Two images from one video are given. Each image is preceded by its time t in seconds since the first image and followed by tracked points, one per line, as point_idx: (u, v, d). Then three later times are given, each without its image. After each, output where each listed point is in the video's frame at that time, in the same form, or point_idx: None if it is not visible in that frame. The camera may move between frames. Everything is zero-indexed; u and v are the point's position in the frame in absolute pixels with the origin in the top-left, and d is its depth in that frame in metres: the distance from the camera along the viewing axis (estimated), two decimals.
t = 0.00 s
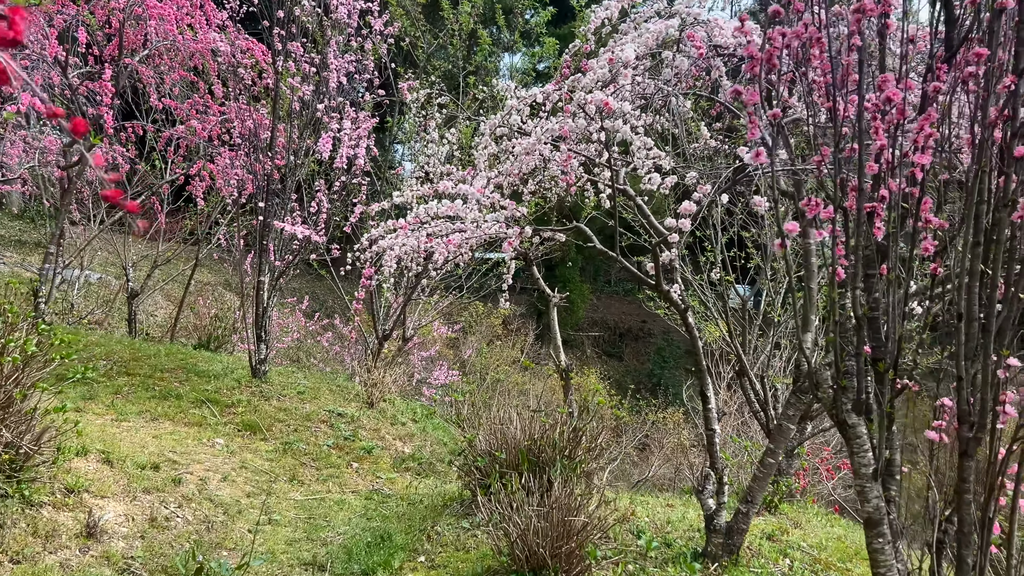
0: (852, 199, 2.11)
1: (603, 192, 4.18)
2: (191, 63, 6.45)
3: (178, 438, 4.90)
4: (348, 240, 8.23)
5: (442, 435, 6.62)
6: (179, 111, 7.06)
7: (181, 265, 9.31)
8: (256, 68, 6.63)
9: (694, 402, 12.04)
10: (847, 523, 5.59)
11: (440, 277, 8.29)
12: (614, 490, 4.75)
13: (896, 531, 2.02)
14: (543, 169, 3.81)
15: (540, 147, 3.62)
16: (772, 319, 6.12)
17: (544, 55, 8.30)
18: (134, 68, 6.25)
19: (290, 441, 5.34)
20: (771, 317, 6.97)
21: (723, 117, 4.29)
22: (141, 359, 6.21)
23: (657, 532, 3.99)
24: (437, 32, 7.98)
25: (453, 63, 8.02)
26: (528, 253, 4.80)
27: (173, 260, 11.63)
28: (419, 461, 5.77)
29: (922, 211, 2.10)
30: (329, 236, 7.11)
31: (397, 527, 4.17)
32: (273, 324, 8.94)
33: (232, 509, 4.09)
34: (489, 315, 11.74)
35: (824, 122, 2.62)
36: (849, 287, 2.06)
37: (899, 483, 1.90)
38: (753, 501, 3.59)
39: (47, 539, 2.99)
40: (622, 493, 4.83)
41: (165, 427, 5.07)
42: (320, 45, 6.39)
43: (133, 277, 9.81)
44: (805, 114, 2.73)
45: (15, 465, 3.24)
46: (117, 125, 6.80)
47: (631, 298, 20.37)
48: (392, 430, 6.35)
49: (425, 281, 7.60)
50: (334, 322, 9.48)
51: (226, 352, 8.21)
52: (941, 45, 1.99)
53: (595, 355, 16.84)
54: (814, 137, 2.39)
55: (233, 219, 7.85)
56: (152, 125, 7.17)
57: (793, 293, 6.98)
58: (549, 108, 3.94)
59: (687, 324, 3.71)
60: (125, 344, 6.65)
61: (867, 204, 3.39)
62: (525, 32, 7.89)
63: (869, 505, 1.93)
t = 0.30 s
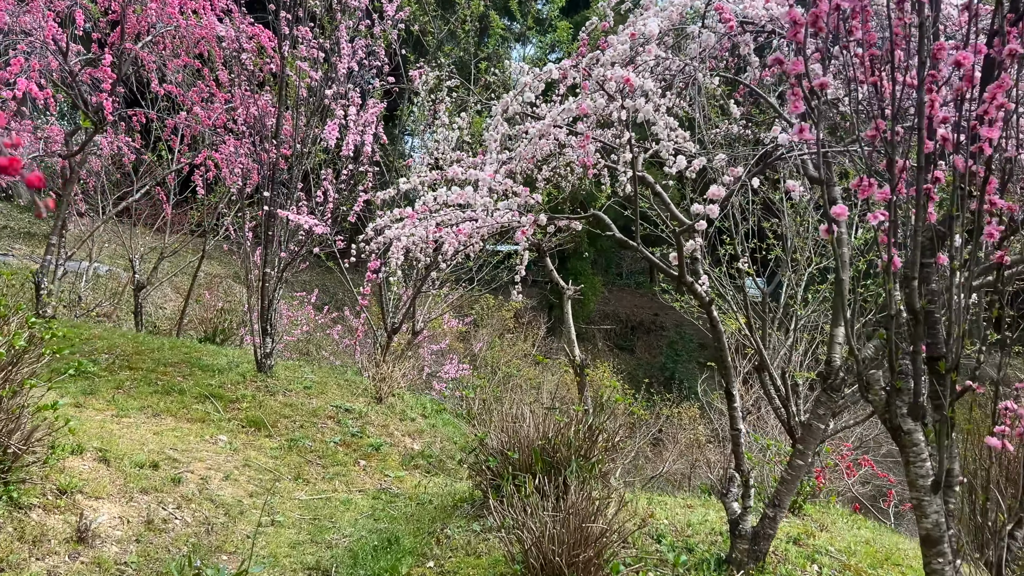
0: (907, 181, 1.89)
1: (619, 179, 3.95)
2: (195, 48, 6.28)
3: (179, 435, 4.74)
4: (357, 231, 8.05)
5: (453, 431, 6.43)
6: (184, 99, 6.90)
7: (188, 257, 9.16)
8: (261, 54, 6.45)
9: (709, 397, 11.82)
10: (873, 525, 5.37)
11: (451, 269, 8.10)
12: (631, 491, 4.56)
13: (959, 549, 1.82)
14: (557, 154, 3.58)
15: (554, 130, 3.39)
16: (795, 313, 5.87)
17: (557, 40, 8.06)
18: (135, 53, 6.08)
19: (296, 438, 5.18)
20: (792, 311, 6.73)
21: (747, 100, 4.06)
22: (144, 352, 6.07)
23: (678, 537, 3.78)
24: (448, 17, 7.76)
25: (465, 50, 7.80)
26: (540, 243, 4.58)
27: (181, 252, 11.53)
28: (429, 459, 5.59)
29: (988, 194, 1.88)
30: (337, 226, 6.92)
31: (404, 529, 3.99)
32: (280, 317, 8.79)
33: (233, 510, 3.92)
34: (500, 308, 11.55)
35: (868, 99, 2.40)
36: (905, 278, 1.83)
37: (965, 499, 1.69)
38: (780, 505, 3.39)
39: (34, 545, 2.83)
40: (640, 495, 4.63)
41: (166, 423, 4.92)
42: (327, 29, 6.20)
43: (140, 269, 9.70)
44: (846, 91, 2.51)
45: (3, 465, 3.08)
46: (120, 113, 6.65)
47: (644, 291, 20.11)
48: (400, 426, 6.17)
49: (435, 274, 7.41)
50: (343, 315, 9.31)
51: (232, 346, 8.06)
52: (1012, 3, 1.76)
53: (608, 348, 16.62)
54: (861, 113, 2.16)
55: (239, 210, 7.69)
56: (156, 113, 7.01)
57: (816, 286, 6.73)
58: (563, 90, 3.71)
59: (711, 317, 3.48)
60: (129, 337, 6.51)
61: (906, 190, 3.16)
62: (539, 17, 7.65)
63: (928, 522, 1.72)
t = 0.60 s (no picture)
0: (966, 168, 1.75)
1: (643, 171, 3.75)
2: (199, 36, 6.12)
3: (183, 436, 4.59)
4: (366, 226, 7.88)
5: (465, 431, 6.25)
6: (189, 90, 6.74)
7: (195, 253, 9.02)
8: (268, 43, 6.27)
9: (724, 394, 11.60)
10: (903, 532, 5.15)
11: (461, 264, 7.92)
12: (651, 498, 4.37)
13: None
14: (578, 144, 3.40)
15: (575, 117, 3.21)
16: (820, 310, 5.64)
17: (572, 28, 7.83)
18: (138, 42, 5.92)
19: (304, 439, 5.01)
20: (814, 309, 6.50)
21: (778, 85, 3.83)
22: (149, 350, 5.92)
23: (704, 548, 3.59)
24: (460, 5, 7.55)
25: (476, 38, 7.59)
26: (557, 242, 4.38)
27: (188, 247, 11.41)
28: (441, 461, 5.43)
29: None
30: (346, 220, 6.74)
31: (415, 537, 3.82)
32: (288, 313, 8.64)
33: (237, 517, 3.75)
34: (512, 304, 11.36)
35: (925, 80, 2.19)
36: (983, 277, 1.65)
37: None
38: (814, 515, 3.19)
39: (24, 557, 2.67)
40: (661, 501, 4.44)
41: (170, 424, 4.76)
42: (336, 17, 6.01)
43: (146, 264, 9.58)
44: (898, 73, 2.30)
45: None
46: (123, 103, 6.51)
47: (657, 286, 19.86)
48: (411, 426, 6.00)
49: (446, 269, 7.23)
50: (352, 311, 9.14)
51: (240, 343, 7.91)
52: None
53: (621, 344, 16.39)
54: (921, 94, 1.96)
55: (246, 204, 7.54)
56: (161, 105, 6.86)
57: (840, 283, 6.51)
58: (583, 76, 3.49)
59: (742, 317, 3.25)
60: (133, 334, 6.37)
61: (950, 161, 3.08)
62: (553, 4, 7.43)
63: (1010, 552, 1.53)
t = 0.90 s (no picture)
0: (1003, 135, 1.72)
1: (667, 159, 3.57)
2: (205, 24, 5.96)
3: (187, 436, 4.43)
4: (376, 219, 7.70)
5: (477, 429, 6.06)
6: (194, 80, 6.59)
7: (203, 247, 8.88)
8: (275, 30, 6.08)
9: (740, 391, 11.38)
10: (934, 536, 4.95)
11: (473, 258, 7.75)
12: (672, 502, 4.19)
13: None
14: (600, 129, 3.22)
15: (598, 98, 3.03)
16: (847, 305, 5.42)
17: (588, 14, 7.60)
18: (142, 29, 5.77)
19: (312, 438, 4.85)
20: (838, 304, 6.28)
21: (815, 64, 3.60)
22: (154, 346, 5.78)
23: (733, 557, 3.39)
24: None
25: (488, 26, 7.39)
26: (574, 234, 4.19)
27: (196, 241, 11.29)
28: (453, 461, 5.27)
29: None
30: (356, 213, 6.57)
31: (427, 543, 3.65)
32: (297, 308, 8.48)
33: (242, 521, 3.59)
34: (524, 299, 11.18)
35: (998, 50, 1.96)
36: None
37: None
38: (851, 523, 3.00)
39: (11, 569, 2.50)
40: (684, 505, 4.25)
41: (174, 423, 4.61)
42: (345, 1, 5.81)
43: (153, 259, 9.46)
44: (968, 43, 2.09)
45: None
46: (125, 92, 6.37)
47: (670, 281, 19.64)
48: (422, 425, 5.82)
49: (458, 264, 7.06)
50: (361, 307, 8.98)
51: (247, 338, 7.76)
52: None
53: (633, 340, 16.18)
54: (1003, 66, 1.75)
55: (253, 196, 7.38)
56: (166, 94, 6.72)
57: (865, 277, 6.28)
58: (606, 55, 3.27)
59: (776, 311, 3.04)
60: (138, 330, 6.23)
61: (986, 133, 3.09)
62: None
63: None
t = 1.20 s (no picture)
0: None
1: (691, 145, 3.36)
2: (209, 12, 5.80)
3: (189, 438, 4.27)
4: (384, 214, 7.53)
5: (487, 430, 5.88)
6: (198, 70, 6.43)
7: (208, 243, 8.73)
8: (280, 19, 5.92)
9: (755, 390, 11.16)
10: (967, 544, 4.75)
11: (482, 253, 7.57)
12: (694, 509, 4.01)
13: None
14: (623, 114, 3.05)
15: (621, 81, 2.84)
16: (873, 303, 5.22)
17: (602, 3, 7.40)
18: (145, 18, 5.61)
19: (318, 440, 4.68)
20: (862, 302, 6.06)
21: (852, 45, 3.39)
22: (156, 344, 5.63)
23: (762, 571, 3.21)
24: None
25: (499, 15, 7.21)
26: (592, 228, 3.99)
27: (202, 237, 11.16)
28: (464, 463, 5.11)
29: None
30: (365, 207, 6.39)
31: (437, 553, 3.48)
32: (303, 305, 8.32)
33: (244, 529, 3.42)
34: (534, 296, 11.00)
35: None
36: None
37: None
38: (889, 537, 2.81)
39: None
40: (706, 513, 4.05)
41: (175, 424, 4.45)
42: None
43: (158, 255, 9.32)
44: None
45: None
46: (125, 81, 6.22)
47: (681, 278, 19.41)
48: (432, 426, 5.65)
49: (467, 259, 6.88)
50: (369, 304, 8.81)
51: (253, 336, 7.61)
52: None
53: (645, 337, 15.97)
54: None
55: (259, 190, 7.22)
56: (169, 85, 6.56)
57: (889, 274, 6.07)
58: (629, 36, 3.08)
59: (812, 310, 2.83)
60: (140, 327, 6.08)
61: None
62: None
63: None
